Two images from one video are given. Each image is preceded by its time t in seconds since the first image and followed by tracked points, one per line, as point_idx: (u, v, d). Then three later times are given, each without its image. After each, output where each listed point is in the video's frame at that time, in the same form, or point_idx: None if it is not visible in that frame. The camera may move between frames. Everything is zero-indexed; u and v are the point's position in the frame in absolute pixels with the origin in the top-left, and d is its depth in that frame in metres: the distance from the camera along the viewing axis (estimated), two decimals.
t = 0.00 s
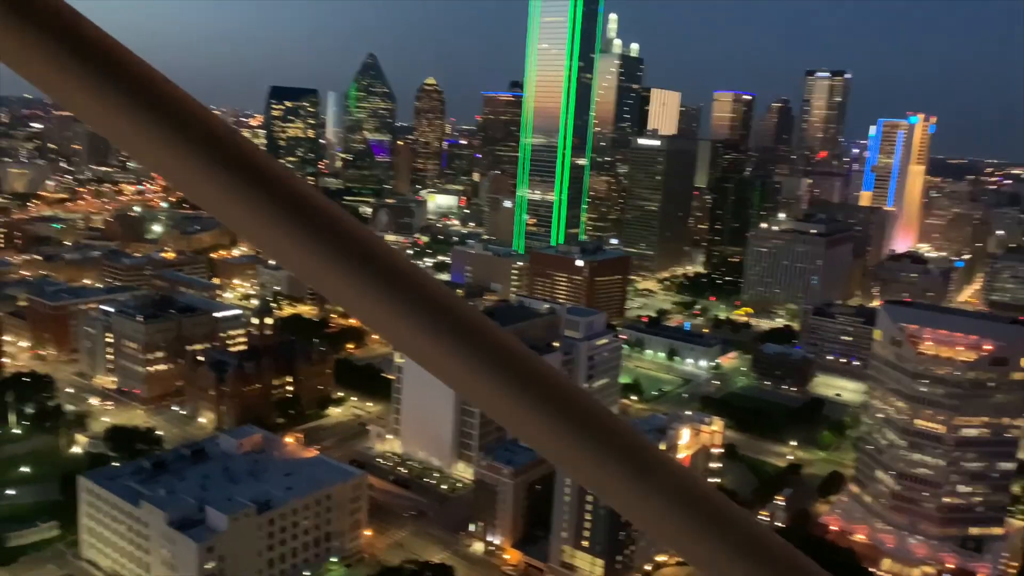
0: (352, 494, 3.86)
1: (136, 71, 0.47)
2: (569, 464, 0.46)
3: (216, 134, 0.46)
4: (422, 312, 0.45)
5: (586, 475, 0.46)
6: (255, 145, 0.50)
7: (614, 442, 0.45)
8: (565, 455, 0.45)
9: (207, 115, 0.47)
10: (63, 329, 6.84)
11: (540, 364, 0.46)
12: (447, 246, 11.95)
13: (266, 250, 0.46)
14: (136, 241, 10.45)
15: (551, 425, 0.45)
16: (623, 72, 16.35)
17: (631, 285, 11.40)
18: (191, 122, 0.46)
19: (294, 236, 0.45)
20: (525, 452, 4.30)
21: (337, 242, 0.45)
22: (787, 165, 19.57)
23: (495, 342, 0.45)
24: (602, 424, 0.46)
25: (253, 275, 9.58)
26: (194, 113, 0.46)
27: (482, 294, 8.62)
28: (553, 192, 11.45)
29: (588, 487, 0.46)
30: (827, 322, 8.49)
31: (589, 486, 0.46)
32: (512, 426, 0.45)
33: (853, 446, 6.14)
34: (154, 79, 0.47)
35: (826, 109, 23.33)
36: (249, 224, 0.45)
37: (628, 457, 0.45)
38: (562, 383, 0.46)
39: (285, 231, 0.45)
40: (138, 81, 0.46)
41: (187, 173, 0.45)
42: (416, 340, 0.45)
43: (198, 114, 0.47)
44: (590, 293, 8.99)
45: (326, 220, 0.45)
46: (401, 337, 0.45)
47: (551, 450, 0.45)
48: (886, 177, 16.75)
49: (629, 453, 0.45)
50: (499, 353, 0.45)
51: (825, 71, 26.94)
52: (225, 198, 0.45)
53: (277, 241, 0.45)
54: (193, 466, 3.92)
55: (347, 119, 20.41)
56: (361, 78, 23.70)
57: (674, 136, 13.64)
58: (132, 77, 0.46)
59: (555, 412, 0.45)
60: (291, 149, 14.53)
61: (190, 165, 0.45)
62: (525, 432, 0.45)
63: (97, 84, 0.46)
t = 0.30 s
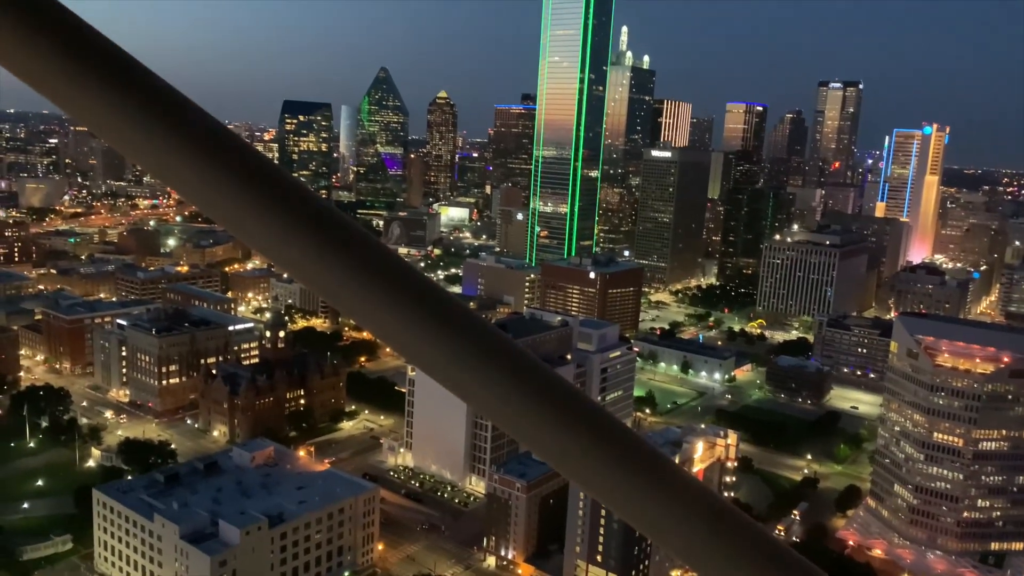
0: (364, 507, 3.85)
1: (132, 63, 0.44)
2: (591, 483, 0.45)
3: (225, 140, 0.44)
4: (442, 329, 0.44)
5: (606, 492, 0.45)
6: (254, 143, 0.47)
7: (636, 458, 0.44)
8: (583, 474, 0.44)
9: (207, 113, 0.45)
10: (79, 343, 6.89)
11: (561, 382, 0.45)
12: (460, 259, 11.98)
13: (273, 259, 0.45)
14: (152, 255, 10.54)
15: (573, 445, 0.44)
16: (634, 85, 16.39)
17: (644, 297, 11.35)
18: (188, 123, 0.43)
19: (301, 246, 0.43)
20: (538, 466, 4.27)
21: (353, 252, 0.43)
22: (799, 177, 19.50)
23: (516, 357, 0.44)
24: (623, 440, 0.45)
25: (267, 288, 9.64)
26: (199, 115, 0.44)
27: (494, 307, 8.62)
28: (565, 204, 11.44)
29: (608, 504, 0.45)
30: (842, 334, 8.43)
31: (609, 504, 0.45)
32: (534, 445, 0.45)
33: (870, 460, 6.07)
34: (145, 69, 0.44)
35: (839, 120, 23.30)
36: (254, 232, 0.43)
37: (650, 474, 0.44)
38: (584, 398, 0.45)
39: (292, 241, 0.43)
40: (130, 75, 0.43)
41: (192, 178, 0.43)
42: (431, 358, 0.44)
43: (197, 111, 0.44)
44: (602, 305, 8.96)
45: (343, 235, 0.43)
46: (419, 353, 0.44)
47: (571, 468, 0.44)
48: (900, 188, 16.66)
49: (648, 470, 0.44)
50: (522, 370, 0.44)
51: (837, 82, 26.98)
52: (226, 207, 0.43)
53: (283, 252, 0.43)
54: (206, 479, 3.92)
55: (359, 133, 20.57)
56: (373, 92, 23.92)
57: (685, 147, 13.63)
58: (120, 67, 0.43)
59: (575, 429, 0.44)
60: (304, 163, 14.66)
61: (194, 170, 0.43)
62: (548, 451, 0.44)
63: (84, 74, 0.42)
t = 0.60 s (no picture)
0: (370, 524, 3.83)
1: (138, 79, 0.44)
2: (596, 497, 0.44)
3: (230, 154, 0.44)
4: (445, 344, 0.43)
5: (610, 507, 0.44)
6: (246, 149, 0.47)
7: (640, 471, 0.44)
8: (581, 484, 0.44)
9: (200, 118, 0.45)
10: (86, 358, 6.92)
11: (565, 394, 0.45)
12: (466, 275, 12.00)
13: (278, 273, 0.44)
14: (159, 271, 10.59)
15: (578, 458, 0.44)
16: (640, 102, 16.47)
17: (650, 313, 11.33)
18: (181, 128, 0.43)
19: (306, 259, 0.43)
20: (544, 483, 4.25)
21: (356, 266, 0.43)
22: (805, 193, 19.51)
23: (520, 370, 0.44)
24: (628, 453, 0.44)
25: (273, 303, 9.67)
26: (204, 128, 0.44)
27: (500, 322, 8.62)
28: (571, 219, 11.45)
29: (614, 519, 0.45)
30: (849, 350, 8.38)
31: (615, 519, 0.45)
32: (537, 457, 0.44)
33: (878, 476, 6.01)
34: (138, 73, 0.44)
35: (844, 136, 23.34)
36: (257, 245, 0.43)
37: (654, 488, 0.44)
38: (588, 412, 0.45)
39: (295, 252, 0.43)
40: (139, 92, 0.43)
41: (198, 191, 0.43)
42: (427, 365, 0.44)
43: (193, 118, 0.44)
44: (608, 321, 8.95)
45: (348, 247, 0.43)
46: (423, 368, 0.44)
47: (575, 481, 0.44)
48: (906, 204, 16.65)
49: (648, 479, 0.44)
50: (527, 383, 0.44)
51: (841, 99, 27.05)
52: (228, 219, 0.43)
53: (284, 263, 0.44)
54: (212, 495, 3.91)
55: (366, 149, 20.70)
56: (380, 109, 24.10)
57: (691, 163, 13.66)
58: (126, 81, 0.43)
59: (581, 442, 0.44)
60: (311, 179, 14.75)
61: (199, 185, 0.43)
62: (550, 463, 0.44)
63: (79, 80, 0.43)
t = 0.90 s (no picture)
0: (370, 543, 3.80)
1: (142, 101, 0.45)
2: (597, 515, 0.44)
3: (234, 174, 0.44)
4: (447, 362, 0.44)
5: (612, 526, 0.44)
6: (245, 167, 0.48)
7: (641, 490, 0.44)
8: (574, 496, 0.44)
9: (198, 132, 0.45)
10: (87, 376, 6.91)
11: (566, 412, 0.45)
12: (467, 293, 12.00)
13: (279, 292, 0.44)
14: (160, 289, 10.60)
15: (579, 477, 0.44)
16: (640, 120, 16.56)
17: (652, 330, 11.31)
18: (175, 137, 0.44)
19: (310, 278, 0.43)
20: (546, 502, 4.22)
21: (359, 285, 0.43)
22: (806, 211, 19.55)
23: (519, 389, 0.44)
24: (628, 472, 0.44)
25: (274, 321, 9.67)
26: (209, 150, 0.44)
27: (502, 340, 8.61)
28: (572, 237, 11.46)
29: (616, 538, 0.44)
30: (851, 367, 8.35)
31: (617, 538, 0.44)
32: (538, 476, 0.44)
33: (882, 495, 5.97)
34: (135, 88, 0.45)
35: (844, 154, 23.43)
36: (261, 264, 0.43)
37: (655, 505, 0.44)
38: (588, 430, 0.45)
39: (298, 270, 0.43)
40: (145, 114, 0.44)
41: (201, 211, 0.43)
42: (421, 376, 0.44)
43: (190, 133, 0.45)
44: (609, 338, 8.93)
45: (350, 266, 0.44)
46: (424, 388, 0.44)
47: (577, 501, 0.44)
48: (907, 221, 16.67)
49: (639, 491, 0.44)
50: (527, 401, 0.44)
51: (841, 117, 27.20)
52: (232, 236, 0.43)
53: (289, 283, 0.44)
54: (212, 514, 3.89)
55: (368, 167, 20.79)
56: (381, 127, 24.23)
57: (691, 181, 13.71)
58: (132, 106, 0.44)
59: (583, 459, 0.44)
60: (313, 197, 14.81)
61: (203, 204, 0.43)
62: (552, 480, 0.44)
63: (72, 90, 0.43)
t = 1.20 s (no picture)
0: (372, 560, 3.77)
1: (143, 115, 0.45)
2: (595, 530, 0.44)
3: (236, 188, 0.44)
4: (446, 374, 0.44)
5: (611, 542, 0.44)
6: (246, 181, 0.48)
7: (640, 505, 0.44)
8: (576, 512, 0.44)
9: (198, 148, 0.45)
10: (88, 393, 6.89)
11: (565, 425, 0.44)
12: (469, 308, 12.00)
13: (281, 306, 0.45)
14: (163, 306, 10.60)
15: (579, 491, 0.43)
16: (641, 136, 16.62)
17: (654, 346, 11.29)
18: (171, 153, 0.44)
19: (311, 290, 0.43)
20: (548, 518, 4.19)
21: (362, 301, 0.43)
22: (808, 226, 19.56)
23: (519, 403, 0.44)
24: (628, 486, 0.44)
25: (277, 337, 9.67)
26: (208, 164, 0.45)
27: (504, 356, 8.59)
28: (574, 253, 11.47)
29: (616, 553, 0.44)
30: (855, 383, 8.32)
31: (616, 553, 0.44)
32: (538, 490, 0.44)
33: (887, 511, 5.93)
34: (137, 106, 0.45)
35: (846, 169, 23.46)
36: (261, 278, 0.43)
37: (654, 521, 0.44)
38: (587, 446, 0.45)
39: (299, 283, 0.43)
40: (149, 130, 0.44)
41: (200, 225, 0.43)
42: (421, 389, 0.44)
43: (192, 147, 0.45)
44: (612, 354, 8.91)
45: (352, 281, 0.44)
46: (423, 402, 0.44)
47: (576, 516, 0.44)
48: (909, 236, 16.68)
49: (638, 507, 0.44)
50: (528, 415, 0.44)
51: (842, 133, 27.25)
52: (233, 249, 0.43)
53: (290, 297, 0.44)
54: (213, 531, 3.86)
55: (370, 184, 20.87)
56: (384, 144, 24.35)
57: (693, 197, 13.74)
58: (134, 119, 0.44)
59: (581, 474, 0.44)
60: (316, 214, 14.84)
61: (203, 216, 0.43)
62: (550, 495, 0.44)
63: (75, 109, 0.43)
